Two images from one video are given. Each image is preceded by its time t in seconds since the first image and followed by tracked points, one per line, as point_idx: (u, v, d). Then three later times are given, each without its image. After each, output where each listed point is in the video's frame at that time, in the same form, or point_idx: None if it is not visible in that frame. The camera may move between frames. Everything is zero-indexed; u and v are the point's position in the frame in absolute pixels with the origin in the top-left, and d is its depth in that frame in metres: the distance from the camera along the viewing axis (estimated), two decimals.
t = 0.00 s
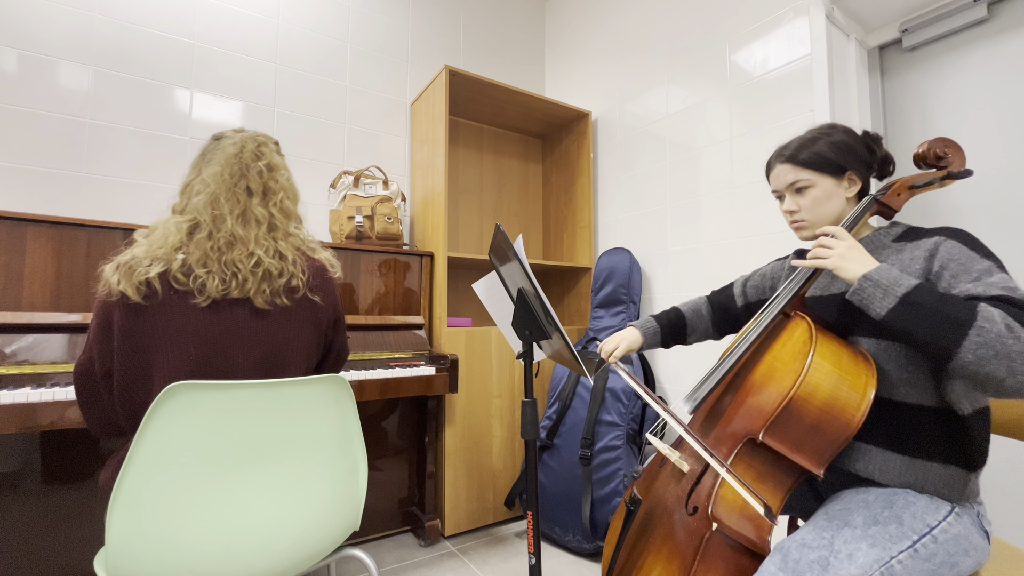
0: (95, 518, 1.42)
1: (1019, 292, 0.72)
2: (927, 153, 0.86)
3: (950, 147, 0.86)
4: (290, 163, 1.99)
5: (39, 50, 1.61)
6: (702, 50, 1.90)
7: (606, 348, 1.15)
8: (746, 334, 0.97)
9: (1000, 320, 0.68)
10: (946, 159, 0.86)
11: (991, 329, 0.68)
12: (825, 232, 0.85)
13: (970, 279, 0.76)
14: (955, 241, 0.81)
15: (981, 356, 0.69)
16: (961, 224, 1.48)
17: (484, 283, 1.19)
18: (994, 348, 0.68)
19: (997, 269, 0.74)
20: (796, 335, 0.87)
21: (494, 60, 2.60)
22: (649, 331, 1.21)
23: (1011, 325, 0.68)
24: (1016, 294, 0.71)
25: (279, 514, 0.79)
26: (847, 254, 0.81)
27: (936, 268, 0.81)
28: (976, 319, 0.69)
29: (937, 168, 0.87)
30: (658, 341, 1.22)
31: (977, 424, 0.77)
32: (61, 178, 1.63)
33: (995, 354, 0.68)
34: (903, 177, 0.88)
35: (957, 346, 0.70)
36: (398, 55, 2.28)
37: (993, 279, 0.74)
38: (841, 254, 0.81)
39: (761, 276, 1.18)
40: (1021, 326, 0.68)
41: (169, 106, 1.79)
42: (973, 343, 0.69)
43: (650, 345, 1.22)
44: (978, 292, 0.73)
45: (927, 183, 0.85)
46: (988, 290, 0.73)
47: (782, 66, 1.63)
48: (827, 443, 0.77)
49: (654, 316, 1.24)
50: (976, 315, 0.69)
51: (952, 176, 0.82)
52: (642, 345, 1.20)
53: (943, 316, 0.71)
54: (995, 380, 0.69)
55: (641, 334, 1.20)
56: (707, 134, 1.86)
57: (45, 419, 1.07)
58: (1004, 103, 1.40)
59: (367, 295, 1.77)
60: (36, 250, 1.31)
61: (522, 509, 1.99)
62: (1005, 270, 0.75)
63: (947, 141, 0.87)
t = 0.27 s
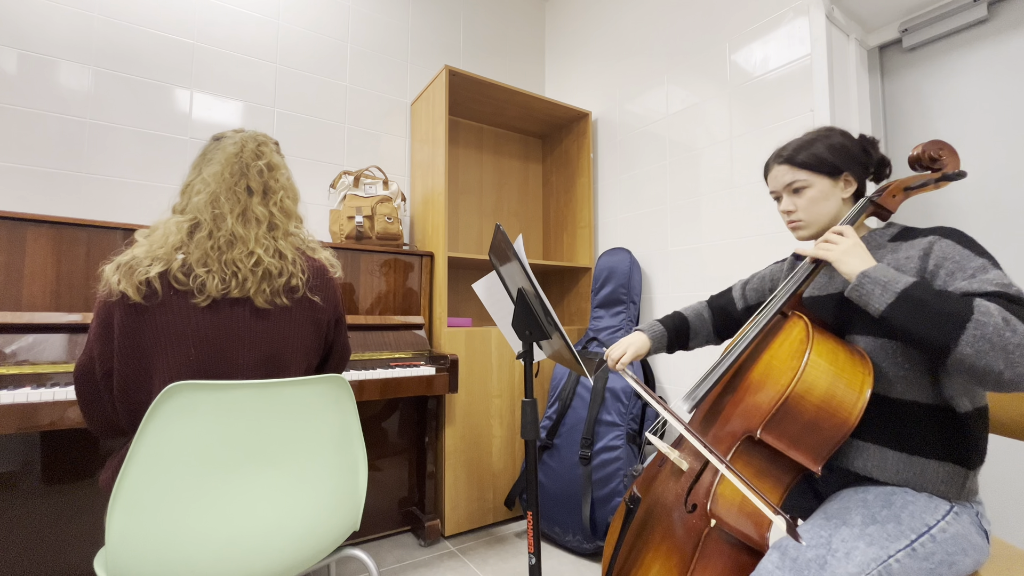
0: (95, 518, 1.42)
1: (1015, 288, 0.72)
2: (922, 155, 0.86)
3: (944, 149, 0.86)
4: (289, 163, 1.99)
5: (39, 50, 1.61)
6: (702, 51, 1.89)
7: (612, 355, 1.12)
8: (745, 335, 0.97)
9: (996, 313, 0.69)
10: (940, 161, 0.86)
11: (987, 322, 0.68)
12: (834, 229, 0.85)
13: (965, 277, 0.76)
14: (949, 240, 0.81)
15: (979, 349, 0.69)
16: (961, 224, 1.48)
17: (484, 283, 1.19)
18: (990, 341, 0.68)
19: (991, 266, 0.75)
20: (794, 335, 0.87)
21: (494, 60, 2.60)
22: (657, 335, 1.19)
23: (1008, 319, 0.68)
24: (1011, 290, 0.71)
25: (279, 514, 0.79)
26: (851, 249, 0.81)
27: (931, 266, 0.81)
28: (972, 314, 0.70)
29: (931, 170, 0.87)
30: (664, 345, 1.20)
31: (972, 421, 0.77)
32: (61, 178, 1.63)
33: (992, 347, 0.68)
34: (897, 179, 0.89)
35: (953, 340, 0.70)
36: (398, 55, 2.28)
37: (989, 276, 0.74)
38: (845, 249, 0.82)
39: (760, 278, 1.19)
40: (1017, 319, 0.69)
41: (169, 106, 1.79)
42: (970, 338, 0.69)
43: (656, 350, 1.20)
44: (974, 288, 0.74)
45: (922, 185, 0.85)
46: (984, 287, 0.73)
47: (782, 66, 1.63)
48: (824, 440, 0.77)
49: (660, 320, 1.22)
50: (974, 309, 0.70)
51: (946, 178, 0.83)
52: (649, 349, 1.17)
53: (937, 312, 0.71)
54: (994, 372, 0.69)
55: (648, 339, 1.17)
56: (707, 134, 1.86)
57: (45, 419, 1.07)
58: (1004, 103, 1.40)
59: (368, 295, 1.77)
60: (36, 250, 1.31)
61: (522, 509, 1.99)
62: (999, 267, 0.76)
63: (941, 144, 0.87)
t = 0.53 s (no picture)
0: (95, 518, 1.42)
1: (1008, 285, 0.72)
2: (917, 157, 0.86)
3: (939, 151, 0.87)
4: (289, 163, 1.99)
5: (39, 50, 1.61)
6: (702, 51, 1.89)
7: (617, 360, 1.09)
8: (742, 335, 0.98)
9: (989, 312, 0.68)
10: (935, 163, 0.86)
11: (980, 320, 0.68)
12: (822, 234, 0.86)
13: (960, 275, 0.76)
14: (944, 240, 0.81)
15: (974, 347, 0.69)
16: (961, 224, 1.48)
17: (484, 283, 1.19)
18: (985, 337, 0.68)
19: (985, 265, 0.75)
20: (791, 334, 0.88)
21: (494, 60, 2.60)
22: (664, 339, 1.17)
23: (999, 316, 0.68)
24: (1005, 288, 0.71)
25: (279, 514, 0.79)
26: (842, 252, 0.82)
27: (926, 266, 0.81)
28: (966, 313, 0.70)
29: (927, 172, 0.87)
30: (669, 350, 1.18)
31: (971, 420, 0.77)
32: (61, 178, 1.63)
33: (987, 345, 0.68)
34: (893, 181, 0.90)
35: (948, 336, 0.70)
36: (398, 55, 2.28)
37: (982, 275, 0.74)
38: (836, 252, 0.82)
39: (759, 281, 1.19)
40: (1009, 316, 0.68)
41: (169, 106, 1.79)
42: (965, 334, 0.69)
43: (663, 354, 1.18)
44: (967, 287, 0.73)
45: (917, 187, 0.85)
46: (979, 284, 0.73)
47: (782, 66, 1.63)
48: (822, 437, 0.78)
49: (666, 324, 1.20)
50: (966, 308, 0.70)
51: (942, 179, 0.83)
52: (655, 354, 1.15)
53: (932, 310, 0.72)
54: (990, 370, 0.69)
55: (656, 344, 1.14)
56: (707, 134, 1.86)
57: (45, 419, 1.07)
58: (1004, 103, 1.40)
59: (368, 295, 1.77)
60: (36, 250, 1.31)
61: (522, 509, 1.99)
62: (993, 265, 0.76)
63: (937, 146, 0.87)
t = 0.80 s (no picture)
0: (95, 518, 1.42)
1: (1008, 285, 0.72)
2: (917, 157, 0.86)
3: (940, 152, 0.87)
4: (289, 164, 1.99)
5: (39, 50, 1.61)
6: (702, 51, 1.89)
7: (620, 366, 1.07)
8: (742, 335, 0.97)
9: (990, 307, 0.68)
10: (935, 164, 0.86)
11: (981, 315, 0.68)
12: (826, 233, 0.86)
13: (959, 274, 0.76)
14: (944, 240, 0.81)
15: (973, 343, 0.69)
16: (961, 224, 1.48)
17: (484, 283, 1.19)
18: (984, 334, 0.68)
19: (985, 264, 0.75)
20: (791, 334, 0.88)
21: (494, 60, 2.60)
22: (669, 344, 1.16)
23: (1002, 313, 0.68)
24: (1004, 286, 0.72)
25: (279, 514, 0.79)
26: (842, 249, 0.82)
27: (925, 266, 0.81)
28: (966, 308, 0.69)
29: (927, 172, 0.87)
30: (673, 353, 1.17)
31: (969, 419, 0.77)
32: (61, 178, 1.63)
33: (986, 340, 0.68)
34: (893, 182, 0.90)
35: (949, 333, 0.70)
36: (398, 55, 2.28)
37: (983, 274, 0.74)
38: (835, 249, 0.83)
39: (760, 282, 1.19)
40: (1011, 313, 0.68)
41: (169, 106, 1.79)
42: (964, 331, 0.69)
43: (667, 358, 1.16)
44: (966, 285, 0.73)
45: (917, 187, 0.86)
46: (978, 283, 0.73)
47: (782, 66, 1.63)
48: (821, 437, 0.78)
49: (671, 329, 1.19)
50: (966, 304, 0.69)
51: (942, 180, 0.83)
52: (660, 356, 1.14)
53: (933, 307, 0.71)
54: (986, 366, 0.69)
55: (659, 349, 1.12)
56: (707, 134, 1.86)
57: (45, 419, 1.07)
58: (1004, 103, 1.40)
59: (368, 295, 1.77)
60: (36, 250, 1.31)
61: (522, 509, 1.99)
62: (993, 265, 0.76)
63: (938, 146, 0.87)
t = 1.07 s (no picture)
0: (95, 519, 1.42)
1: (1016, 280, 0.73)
2: (922, 153, 0.87)
3: (945, 147, 0.87)
4: (289, 164, 1.99)
5: (39, 50, 1.61)
6: (702, 51, 1.90)
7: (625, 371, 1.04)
8: (744, 334, 0.97)
9: (1003, 302, 0.69)
10: (940, 160, 0.86)
11: (995, 308, 0.69)
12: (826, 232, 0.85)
13: (967, 270, 0.77)
14: (950, 237, 0.82)
15: (985, 336, 0.69)
16: (961, 224, 1.48)
17: (484, 283, 1.19)
18: (997, 328, 0.68)
19: (992, 261, 0.75)
20: (793, 334, 0.88)
21: (495, 60, 2.60)
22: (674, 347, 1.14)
23: (1013, 306, 0.69)
24: (1016, 282, 0.72)
25: (279, 514, 0.79)
26: (844, 247, 0.82)
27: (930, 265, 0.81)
28: (978, 302, 0.70)
29: (931, 169, 0.88)
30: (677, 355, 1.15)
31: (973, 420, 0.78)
32: (61, 178, 1.63)
33: (999, 333, 0.68)
34: (897, 178, 0.90)
35: (960, 327, 0.70)
36: (398, 55, 2.28)
37: (992, 271, 0.74)
38: (838, 248, 0.82)
39: (759, 280, 1.20)
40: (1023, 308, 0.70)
41: (169, 106, 1.79)
42: (976, 325, 0.69)
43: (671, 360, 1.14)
44: (976, 281, 0.74)
45: (920, 184, 0.86)
46: (988, 279, 0.74)
47: (782, 67, 1.63)
48: (824, 439, 0.78)
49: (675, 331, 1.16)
50: (978, 297, 0.70)
51: (946, 176, 0.84)
52: (667, 360, 1.12)
53: (943, 301, 0.71)
54: (998, 360, 0.69)
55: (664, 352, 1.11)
56: (707, 134, 1.86)
57: (44, 419, 1.07)
58: (1004, 103, 1.40)
59: (367, 295, 1.77)
60: (36, 250, 1.31)
61: (522, 509, 1.99)
62: (999, 261, 0.76)
63: (942, 142, 0.88)
